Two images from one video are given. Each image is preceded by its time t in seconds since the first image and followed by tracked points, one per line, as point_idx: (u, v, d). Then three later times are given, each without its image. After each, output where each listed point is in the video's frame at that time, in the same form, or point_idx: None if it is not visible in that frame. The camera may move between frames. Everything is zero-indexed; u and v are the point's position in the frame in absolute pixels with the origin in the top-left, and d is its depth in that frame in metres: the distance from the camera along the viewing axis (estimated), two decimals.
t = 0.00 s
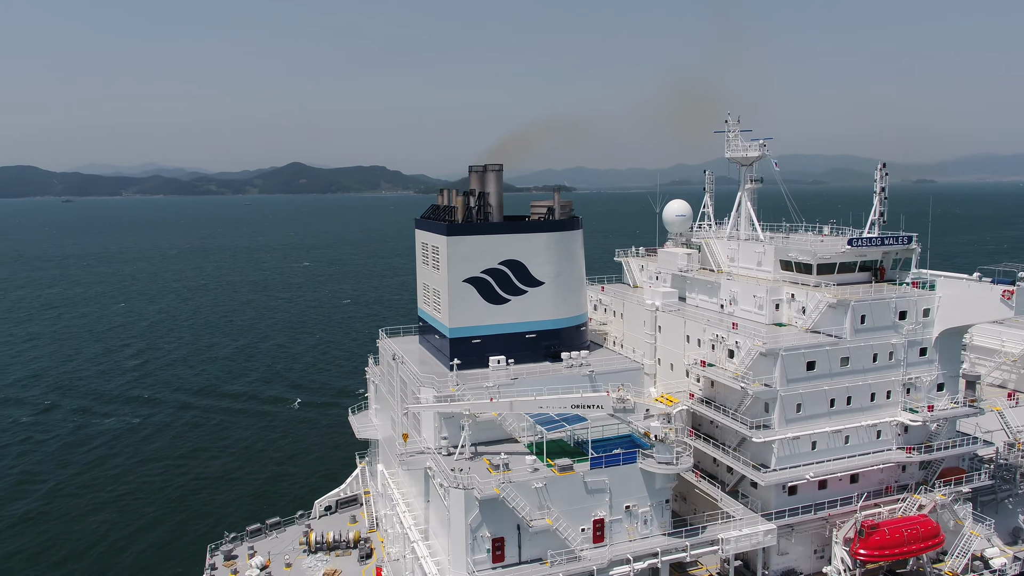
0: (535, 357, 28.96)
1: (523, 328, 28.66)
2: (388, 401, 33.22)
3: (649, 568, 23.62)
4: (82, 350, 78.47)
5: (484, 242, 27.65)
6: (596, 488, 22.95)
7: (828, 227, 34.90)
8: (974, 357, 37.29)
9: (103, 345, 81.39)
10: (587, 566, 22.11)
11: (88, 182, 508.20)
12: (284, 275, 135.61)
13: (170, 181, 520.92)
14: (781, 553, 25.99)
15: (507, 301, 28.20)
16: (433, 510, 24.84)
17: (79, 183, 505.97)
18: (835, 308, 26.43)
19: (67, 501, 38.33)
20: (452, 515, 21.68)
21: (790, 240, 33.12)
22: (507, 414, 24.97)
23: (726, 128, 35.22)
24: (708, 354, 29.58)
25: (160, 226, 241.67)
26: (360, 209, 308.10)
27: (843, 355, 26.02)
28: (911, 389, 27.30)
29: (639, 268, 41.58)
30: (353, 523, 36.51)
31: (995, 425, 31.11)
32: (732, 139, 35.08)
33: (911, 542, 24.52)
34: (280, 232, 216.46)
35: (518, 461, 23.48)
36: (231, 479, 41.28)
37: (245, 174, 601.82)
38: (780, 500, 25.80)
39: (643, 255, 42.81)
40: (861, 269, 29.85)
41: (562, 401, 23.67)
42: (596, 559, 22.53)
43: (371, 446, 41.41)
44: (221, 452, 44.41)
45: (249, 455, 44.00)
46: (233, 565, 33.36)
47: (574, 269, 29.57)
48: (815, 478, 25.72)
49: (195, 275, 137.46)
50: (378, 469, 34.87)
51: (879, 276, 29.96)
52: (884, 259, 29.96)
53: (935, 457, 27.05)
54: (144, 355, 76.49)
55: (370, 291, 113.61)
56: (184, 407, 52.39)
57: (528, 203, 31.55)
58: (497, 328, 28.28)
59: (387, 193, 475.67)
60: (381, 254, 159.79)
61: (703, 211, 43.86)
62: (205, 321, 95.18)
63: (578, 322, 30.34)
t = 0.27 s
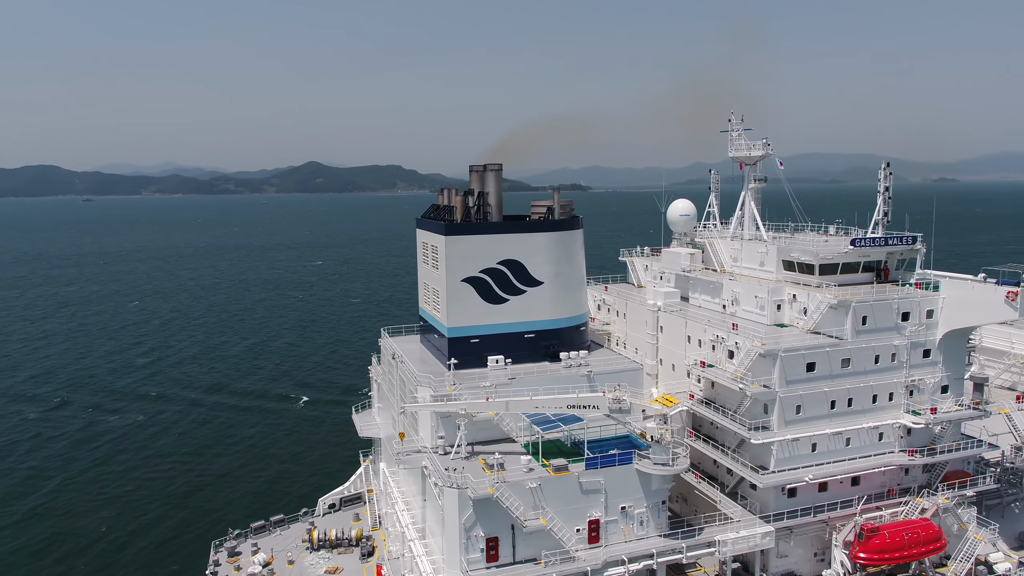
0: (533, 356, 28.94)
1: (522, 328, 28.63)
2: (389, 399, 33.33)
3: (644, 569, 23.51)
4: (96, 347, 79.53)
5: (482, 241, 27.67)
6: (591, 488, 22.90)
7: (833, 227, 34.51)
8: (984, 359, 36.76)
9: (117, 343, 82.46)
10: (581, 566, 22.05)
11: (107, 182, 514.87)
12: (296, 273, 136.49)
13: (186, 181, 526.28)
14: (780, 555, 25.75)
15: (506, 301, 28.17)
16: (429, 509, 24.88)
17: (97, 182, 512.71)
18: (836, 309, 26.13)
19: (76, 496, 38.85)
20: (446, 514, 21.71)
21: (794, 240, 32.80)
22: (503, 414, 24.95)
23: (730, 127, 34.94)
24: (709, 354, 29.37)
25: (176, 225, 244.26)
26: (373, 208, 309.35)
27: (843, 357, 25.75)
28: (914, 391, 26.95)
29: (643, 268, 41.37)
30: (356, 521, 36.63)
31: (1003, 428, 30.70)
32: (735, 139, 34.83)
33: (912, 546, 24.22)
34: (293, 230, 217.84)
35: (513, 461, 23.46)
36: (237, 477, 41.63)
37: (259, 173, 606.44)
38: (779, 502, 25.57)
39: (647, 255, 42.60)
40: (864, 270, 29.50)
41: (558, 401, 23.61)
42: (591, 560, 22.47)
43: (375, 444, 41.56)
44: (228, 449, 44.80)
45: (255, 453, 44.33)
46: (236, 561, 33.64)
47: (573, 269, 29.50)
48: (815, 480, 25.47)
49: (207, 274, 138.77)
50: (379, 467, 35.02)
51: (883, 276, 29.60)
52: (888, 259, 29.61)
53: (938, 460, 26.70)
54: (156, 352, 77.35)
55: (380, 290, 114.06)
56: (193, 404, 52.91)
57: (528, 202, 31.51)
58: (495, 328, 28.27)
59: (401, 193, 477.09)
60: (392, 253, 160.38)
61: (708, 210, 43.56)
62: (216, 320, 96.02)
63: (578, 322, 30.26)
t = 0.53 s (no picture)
0: (532, 356, 28.92)
1: (520, 328, 28.63)
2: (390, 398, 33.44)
3: (640, 570, 23.42)
4: (111, 345, 80.66)
5: (481, 241, 27.72)
6: (585, 488, 22.87)
7: (839, 227, 34.10)
8: (992, 361, 36.26)
9: (131, 340, 83.56)
10: (576, 566, 22.01)
11: (125, 181, 521.63)
12: (307, 273, 137.38)
13: (204, 180, 531.80)
14: (779, 558, 25.51)
15: (504, 300, 28.19)
16: (426, 507, 24.95)
17: (116, 182, 519.51)
18: (837, 310, 25.87)
19: (85, 491, 39.42)
20: (440, 514, 21.76)
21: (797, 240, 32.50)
22: (499, 413, 24.96)
23: (734, 126, 34.66)
24: (709, 355, 29.22)
25: (194, 223, 246.98)
26: (388, 208, 310.59)
27: (844, 358, 25.48)
28: (917, 393, 26.61)
29: (648, 268, 41.17)
30: (360, 519, 36.78)
31: (1010, 431, 30.36)
32: (739, 138, 34.58)
33: (913, 549, 23.92)
34: (306, 230, 219.28)
35: (509, 460, 23.46)
36: (243, 473, 41.98)
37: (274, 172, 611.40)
38: (778, 505, 25.31)
39: (652, 254, 42.38)
40: (867, 270, 29.18)
41: (553, 401, 23.60)
42: (585, 560, 22.40)
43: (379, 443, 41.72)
44: (235, 446, 45.20)
45: (261, 450, 44.66)
46: (240, 558, 33.92)
47: (572, 269, 29.45)
48: (814, 483, 25.23)
49: (220, 272, 140.05)
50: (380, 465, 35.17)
51: (887, 277, 29.22)
52: (892, 260, 29.28)
53: (941, 463, 26.33)
54: (168, 350, 78.24)
55: (390, 289, 114.54)
56: (203, 401, 53.46)
57: (529, 203, 31.54)
58: (494, 328, 28.31)
59: (415, 192, 478.97)
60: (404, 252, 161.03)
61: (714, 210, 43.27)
62: (227, 318, 96.90)
63: (578, 322, 30.20)
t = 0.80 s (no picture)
0: (532, 356, 28.91)
1: (520, 328, 28.63)
2: (392, 397, 33.59)
3: (637, 572, 23.34)
4: (125, 342, 81.77)
5: (480, 241, 27.76)
6: (581, 489, 22.81)
7: (844, 227, 33.71)
8: (1002, 363, 35.71)
9: (146, 338, 84.68)
10: (570, 567, 21.98)
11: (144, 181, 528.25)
12: (319, 272, 138.29)
13: (221, 179, 537.41)
14: (778, 561, 25.29)
15: (503, 300, 28.21)
16: (423, 506, 25.03)
17: (135, 181, 526.24)
18: (838, 311, 25.61)
19: (95, 486, 39.99)
20: (435, 513, 21.84)
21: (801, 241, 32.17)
22: (497, 413, 24.98)
23: (738, 125, 34.37)
24: (710, 356, 29.02)
25: (211, 223, 249.74)
26: (402, 207, 311.82)
27: (845, 360, 25.21)
28: (920, 395, 26.25)
29: (652, 268, 40.98)
30: (363, 517, 36.89)
31: (1018, 435, 29.99)
32: (742, 137, 34.28)
33: (913, 554, 23.65)
34: (319, 229, 220.79)
35: (505, 460, 23.47)
36: (249, 471, 42.32)
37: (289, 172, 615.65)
38: (777, 507, 25.07)
39: (657, 254, 42.17)
40: (871, 271, 28.81)
41: (549, 401, 23.59)
42: (580, 561, 22.35)
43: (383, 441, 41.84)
44: (242, 443, 45.62)
45: (268, 447, 44.99)
46: (244, 554, 34.18)
47: (572, 269, 29.39)
48: (814, 485, 24.98)
49: (234, 271, 141.39)
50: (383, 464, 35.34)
51: (891, 278, 28.84)
52: (897, 261, 28.88)
53: (945, 467, 25.96)
54: (180, 348, 79.10)
55: (400, 288, 114.94)
56: (213, 398, 54.01)
57: (530, 203, 31.52)
58: (493, 327, 28.34)
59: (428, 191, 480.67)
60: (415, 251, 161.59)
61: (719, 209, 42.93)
62: (239, 317, 97.80)
63: (579, 323, 30.13)
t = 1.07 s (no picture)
0: (531, 356, 28.95)
1: (519, 327, 28.67)
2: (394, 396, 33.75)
3: (633, 573, 23.26)
4: (139, 340, 82.82)
5: (479, 240, 27.81)
6: (577, 489, 22.77)
7: (850, 227, 33.35)
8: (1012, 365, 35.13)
9: (160, 335, 85.73)
10: (565, 567, 21.95)
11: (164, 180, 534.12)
12: (330, 270, 139.20)
13: (240, 178, 542.21)
14: (777, 564, 25.08)
15: (502, 300, 28.27)
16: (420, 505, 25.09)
17: (154, 180, 532.55)
18: (839, 313, 25.35)
19: (103, 481, 40.48)
20: (430, 512, 21.91)
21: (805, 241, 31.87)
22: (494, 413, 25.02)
23: (742, 124, 34.13)
24: (710, 357, 28.85)
25: (228, 222, 252.07)
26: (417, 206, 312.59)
27: (846, 362, 24.96)
28: (923, 398, 25.92)
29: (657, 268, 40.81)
30: (367, 515, 36.99)
31: None
32: (746, 137, 33.98)
33: (913, 558, 23.34)
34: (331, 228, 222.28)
35: (501, 460, 23.48)
36: (255, 467, 42.62)
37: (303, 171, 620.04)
38: (776, 510, 24.87)
39: (662, 254, 41.97)
40: (875, 272, 28.48)
41: (545, 402, 23.59)
42: (575, 561, 22.34)
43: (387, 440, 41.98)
44: (248, 440, 45.94)
45: (274, 444, 45.35)
46: (248, 551, 34.42)
47: (572, 269, 29.36)
48: (814, 488, 24.75)
49: (246, 270, 142.71)
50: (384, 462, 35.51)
51: (896, 279, 28.51)
52: (901, 262, 28.54)
53: (948, 470, 25.61)
54: (191, 346, 79.94)
55: (410, 287, 115.41)
56: (222, 395, 54.53)
57: (530, 202, 31.52)
58: (492, 327, 28.39)
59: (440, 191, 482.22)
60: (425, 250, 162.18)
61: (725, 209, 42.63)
62: (250, 315, 98.64)
63: (579, 323, 30.10)
